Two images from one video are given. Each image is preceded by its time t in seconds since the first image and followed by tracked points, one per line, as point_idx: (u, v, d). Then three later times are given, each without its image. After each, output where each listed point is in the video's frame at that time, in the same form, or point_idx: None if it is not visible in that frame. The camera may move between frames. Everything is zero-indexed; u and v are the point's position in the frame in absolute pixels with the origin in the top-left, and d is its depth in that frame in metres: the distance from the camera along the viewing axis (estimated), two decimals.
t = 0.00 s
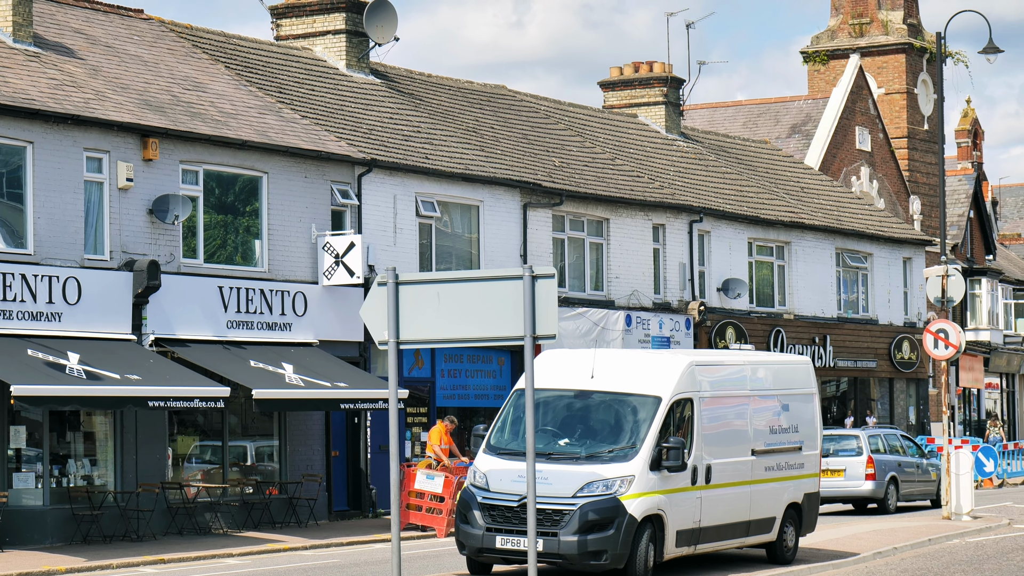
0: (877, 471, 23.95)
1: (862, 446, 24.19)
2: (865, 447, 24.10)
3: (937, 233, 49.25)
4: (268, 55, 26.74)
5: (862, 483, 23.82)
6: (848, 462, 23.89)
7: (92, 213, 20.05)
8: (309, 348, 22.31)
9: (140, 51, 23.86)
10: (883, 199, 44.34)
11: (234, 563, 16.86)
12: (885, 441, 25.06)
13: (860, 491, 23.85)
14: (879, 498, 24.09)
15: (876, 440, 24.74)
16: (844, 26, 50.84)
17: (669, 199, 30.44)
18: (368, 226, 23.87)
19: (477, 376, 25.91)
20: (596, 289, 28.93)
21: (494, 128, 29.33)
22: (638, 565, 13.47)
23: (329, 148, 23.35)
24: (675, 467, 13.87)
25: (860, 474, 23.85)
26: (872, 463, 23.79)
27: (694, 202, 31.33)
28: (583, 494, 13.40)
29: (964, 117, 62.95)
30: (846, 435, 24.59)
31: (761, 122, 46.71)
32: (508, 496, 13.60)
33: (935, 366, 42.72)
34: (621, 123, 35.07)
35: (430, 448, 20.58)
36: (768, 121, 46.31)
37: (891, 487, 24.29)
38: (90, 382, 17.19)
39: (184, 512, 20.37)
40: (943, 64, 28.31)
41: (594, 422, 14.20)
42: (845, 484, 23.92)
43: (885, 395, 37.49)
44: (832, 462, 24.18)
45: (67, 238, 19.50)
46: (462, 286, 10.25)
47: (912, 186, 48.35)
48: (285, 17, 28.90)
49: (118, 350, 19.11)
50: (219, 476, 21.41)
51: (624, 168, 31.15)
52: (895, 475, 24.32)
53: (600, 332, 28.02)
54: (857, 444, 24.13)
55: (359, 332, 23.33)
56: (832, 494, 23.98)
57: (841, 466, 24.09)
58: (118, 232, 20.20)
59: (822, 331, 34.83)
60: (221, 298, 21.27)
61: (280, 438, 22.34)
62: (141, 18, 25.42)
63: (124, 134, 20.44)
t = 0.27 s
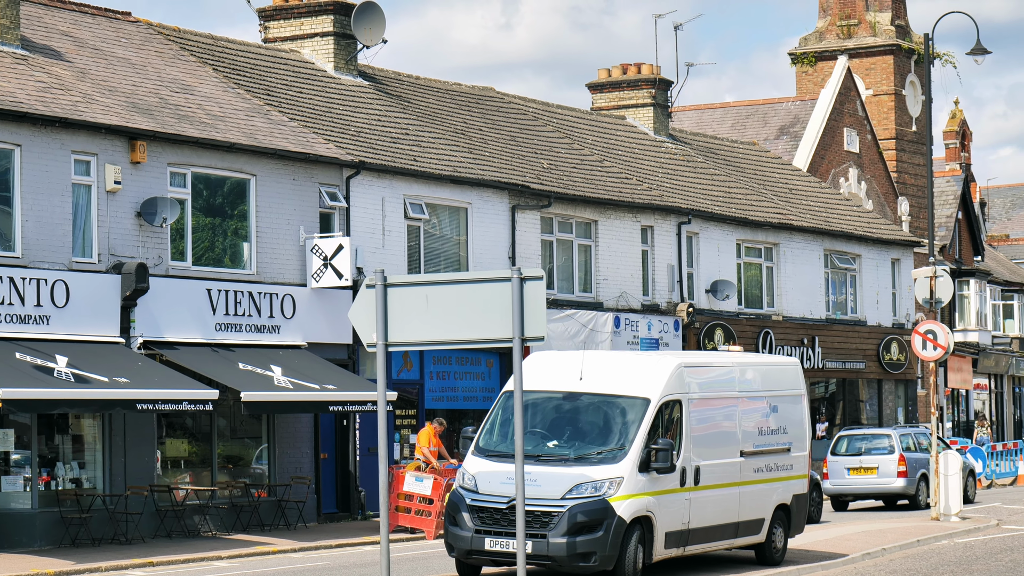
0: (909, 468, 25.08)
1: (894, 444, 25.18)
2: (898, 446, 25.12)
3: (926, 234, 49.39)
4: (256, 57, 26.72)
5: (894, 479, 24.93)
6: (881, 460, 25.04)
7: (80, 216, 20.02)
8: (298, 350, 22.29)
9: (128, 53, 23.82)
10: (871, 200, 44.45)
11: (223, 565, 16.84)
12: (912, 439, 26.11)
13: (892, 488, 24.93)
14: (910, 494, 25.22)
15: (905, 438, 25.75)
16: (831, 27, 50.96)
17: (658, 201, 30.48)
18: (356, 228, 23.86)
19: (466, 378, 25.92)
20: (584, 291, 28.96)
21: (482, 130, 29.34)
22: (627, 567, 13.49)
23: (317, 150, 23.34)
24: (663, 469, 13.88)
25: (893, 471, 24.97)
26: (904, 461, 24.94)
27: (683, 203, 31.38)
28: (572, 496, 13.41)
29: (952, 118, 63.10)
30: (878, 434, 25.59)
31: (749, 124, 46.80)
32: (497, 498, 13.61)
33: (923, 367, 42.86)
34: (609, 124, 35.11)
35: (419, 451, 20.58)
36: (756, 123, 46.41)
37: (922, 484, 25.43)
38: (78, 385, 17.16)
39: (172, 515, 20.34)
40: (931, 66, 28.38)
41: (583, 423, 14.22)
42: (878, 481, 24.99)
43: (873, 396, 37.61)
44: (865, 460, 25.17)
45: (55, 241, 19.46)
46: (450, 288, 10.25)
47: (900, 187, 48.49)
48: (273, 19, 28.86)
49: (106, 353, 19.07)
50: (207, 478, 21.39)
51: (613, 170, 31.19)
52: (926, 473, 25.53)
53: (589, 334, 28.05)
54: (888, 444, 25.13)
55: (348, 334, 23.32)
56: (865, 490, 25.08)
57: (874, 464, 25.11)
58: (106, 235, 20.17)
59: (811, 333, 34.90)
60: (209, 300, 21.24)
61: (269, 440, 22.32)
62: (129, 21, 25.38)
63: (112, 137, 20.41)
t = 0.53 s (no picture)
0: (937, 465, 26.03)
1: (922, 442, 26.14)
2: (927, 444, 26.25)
3: (914, 235, 49.51)
4: (245, 58, 26.71)
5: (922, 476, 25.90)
6: (909, 458, 25.98)
7: (68, 216, 20.00)
8: (286, 351, 22.28)
9: (117, 54, 23.80)
10: (860, 202, 44.54)
11: (211, 566, 16.84)
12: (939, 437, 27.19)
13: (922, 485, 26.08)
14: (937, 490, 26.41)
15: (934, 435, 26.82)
16: (820, 29, 51.22)
17: (646, 202, 30.52)
18: (344, 229, 23.84)
19: (454, 379, 25.93)
20: (572, 292, 28.99)
21: (470, 131, 29.37)
22: (615, 568, 13.51)
23: (305, 151, 23.33)
24: (651, 470, 13.91)
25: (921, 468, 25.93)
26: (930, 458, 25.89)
27: (672, 204, 31.42)
28: (560, 497, 13.42)
29: (941, 120, 63.25)
30: (905, 432, 26.52)
31: (737, 125, 46.87)
32: (485, 499, 13.63)
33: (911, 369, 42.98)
34: (597, 126, 35.15)
35: (407, 451, 20.59)
36: (744, 124, 46.50)
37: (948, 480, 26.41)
38: (66, 385, 17.13)
39: (161, 515, 20.32)
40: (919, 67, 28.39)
41: (571, 424, 14.24)
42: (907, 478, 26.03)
43: (861, 397, 37.69)
44: (895, 457, 26.21)
45: (43, 241, 19.43)
46: (439, 289, 10.25)
47: (888, 188, 48.55)
48: (262, 20, 28.82)
49: (94, 353, 19.04)
50: (195, 479, 21.37)
51: (601, 171, 31.23)
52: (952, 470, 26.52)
53: (577, 335, 28.08)
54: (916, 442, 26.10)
55: (336, 335, 23.31)
56: (894, 488, 26.12)
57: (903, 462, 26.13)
58: (94, 235, 20.15)
59: (799, 334, 34.97)
60: (197, 301, 21.23)
61: (257, 441, 22.30)
62: (117, 21, 25.35)
63: (100, 138, 20.39)
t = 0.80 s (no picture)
0: (965, 461, 27.75)
1: (950, 440, 27.92)
2: (954, 442, 27.97)
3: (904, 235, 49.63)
4: (235, 58, 26.68)
5: (951, 472, 27.68)
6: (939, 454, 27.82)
7: (58, 217, 19.97)
8: (277, 352, 22.27)
9: (107, 55, 23.76)
10: (850, 202, 44.62)
11: (202, 567, 16.83)
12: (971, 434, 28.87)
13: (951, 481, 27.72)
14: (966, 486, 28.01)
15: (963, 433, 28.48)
16: (811, 29, 51.29)
17: (637, 202, 30.55)
18: (334, 230, 23.84)
19: (445, 379, 25.93)
20: (563, 292, 29.02)
21: (461, 131, 29.37)
22: (605, 568, 13.53)
23: (296, 152, 23.32)
24: (642, 470, 13.93)
25: (950, 464, 27.71)
26: (959, 455, 27.61)
27: (662, 205, 31.45)
28: (551, 497, 13.44)
29: (931, 120, 63.38)
30: (935, 430, 28.33)
31: (728, 125, 46.94)
32: (475, 499, 13.64)
33: (902, 369, 43.07)
34: (588, 126, 35.18)
35: (397, 452, 20.60)
36: (735, 124, 46.57)
37: (976, 477, 28.04)
38: (57, 386, 17.12)
39: (151, 516, 20.30)
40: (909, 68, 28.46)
41: (562, 424, 14.26)
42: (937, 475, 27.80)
43: (852, 397, 37.77)
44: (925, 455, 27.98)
45: (34, 242, 19.40)
46: (429, 289, 10.26)
47: (878, 188, 48.61)
48: (252, 21, 28.79)
49: (84, 354, 19.02)
50: (187, 480, 21.36)
51: (592, 171, 31.27)
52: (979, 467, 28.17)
53: (568, 335, 28.11)
54: (946, 440, 27.89)
55: (327, 336, 23.30)
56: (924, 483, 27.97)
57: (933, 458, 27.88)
58: (84, 236, 20.12)
59: (789, 334, 35.02)
60: (188, 302, 21.21)
61: (247, 442, 22.29)
62: (107, 22, 25.31)
63: (90, 139, 20.36)
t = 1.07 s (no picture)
0: (992, 456, 29.11)
1: (978, 435, 29.34)
2: (981, 437, 29.31)
3: (896, 233, 49.73)
4: (227, 57, 26.65)
5: (978, 466, 29.02)
6: (966, 450, 29.25)
7: (50, 216, 19.95)
8: (269, 350, 22.25)
9: (99, 53, 23.72)
10: (842, 199, 44.68)
11: (195, 565, 16.81)
12: (994, 430, 30.24)
13: (977, 474, 29.08)
14: (992, 480, 29.15)
15: (988, 429, 29.90)
16: (803, 27, 51.46)
17: (629, 200, 30.58)
18: (327, 228, 23.83)
19: (437, 378, 25.94)
20: (555, 290, 29.04)
21: (453, 129, 29.37)
22: (598, 565, 13.54)
23: (288, 150, 23.30)
24: (635, 468, 13.94)
25: (977, 459, 29.07)
26: (986, 450, 29.05)
27: (654, 203, 31.48)
28: (544, 495, 13.45)
29: (923, 117, 63.47)
30: (964, 426, 29.74)
31: (720, 123, 47.00)
32: (468, 497, 13.64)
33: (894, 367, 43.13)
34: (580, 124, 35.20)
35: (390, 450, 20.59)
36: (727, 122, 46.62)
37: (1003, 470, 29.40)
38: (49, 386, 17.10)
39: (144, 515, 20.28)
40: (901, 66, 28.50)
41: (554, 422, 14.27)
42: (964, 468, 29.17)
43: (845, 395, 37.82)
44: (952, 450, 29.42)
45: (26, 241, 19.38)
46: (421, 287, 10.27)
47: (871, 186, 48.67)
48: (243, 19, 28.75)
49: (77, 353, 18.99)
50: (179, 478, 21.34)
51: (584, 170, 31.28)
52: (1005, 461, 29.62)
53: (560, 333, 28.12)
54: (973, 435, 29.32)
55: (319, 334, 23.28)
56: (953, 477, 29.30)
57: (960, 453, 29.32)
58: (76, 235, 20.10)
59: (782, 332, 35.06)
60: (180, 300, 21.20)
61: (240, 440, 22.27)
62: (99, 21, 25.26)
63: (82, 137, 20.34)
